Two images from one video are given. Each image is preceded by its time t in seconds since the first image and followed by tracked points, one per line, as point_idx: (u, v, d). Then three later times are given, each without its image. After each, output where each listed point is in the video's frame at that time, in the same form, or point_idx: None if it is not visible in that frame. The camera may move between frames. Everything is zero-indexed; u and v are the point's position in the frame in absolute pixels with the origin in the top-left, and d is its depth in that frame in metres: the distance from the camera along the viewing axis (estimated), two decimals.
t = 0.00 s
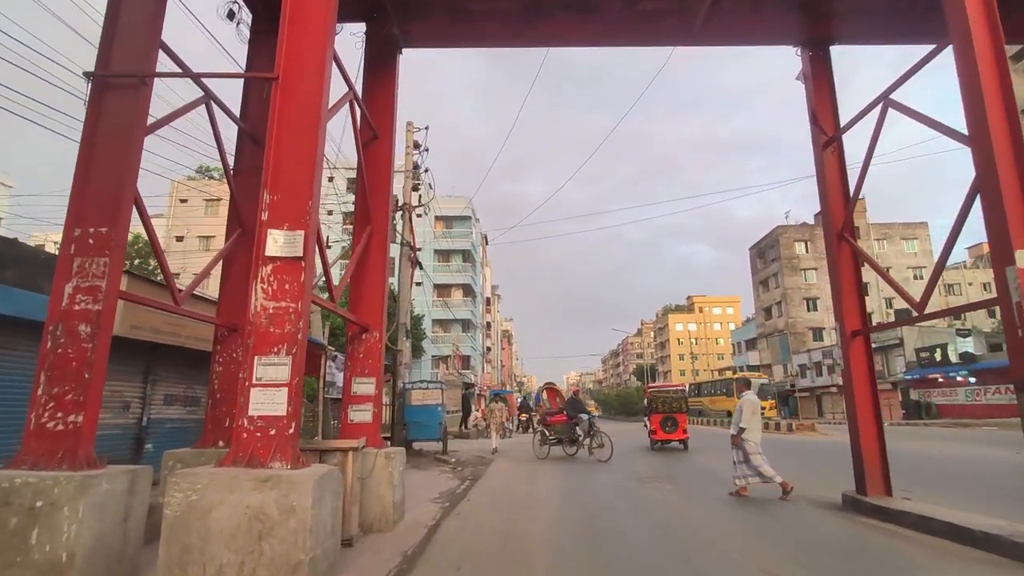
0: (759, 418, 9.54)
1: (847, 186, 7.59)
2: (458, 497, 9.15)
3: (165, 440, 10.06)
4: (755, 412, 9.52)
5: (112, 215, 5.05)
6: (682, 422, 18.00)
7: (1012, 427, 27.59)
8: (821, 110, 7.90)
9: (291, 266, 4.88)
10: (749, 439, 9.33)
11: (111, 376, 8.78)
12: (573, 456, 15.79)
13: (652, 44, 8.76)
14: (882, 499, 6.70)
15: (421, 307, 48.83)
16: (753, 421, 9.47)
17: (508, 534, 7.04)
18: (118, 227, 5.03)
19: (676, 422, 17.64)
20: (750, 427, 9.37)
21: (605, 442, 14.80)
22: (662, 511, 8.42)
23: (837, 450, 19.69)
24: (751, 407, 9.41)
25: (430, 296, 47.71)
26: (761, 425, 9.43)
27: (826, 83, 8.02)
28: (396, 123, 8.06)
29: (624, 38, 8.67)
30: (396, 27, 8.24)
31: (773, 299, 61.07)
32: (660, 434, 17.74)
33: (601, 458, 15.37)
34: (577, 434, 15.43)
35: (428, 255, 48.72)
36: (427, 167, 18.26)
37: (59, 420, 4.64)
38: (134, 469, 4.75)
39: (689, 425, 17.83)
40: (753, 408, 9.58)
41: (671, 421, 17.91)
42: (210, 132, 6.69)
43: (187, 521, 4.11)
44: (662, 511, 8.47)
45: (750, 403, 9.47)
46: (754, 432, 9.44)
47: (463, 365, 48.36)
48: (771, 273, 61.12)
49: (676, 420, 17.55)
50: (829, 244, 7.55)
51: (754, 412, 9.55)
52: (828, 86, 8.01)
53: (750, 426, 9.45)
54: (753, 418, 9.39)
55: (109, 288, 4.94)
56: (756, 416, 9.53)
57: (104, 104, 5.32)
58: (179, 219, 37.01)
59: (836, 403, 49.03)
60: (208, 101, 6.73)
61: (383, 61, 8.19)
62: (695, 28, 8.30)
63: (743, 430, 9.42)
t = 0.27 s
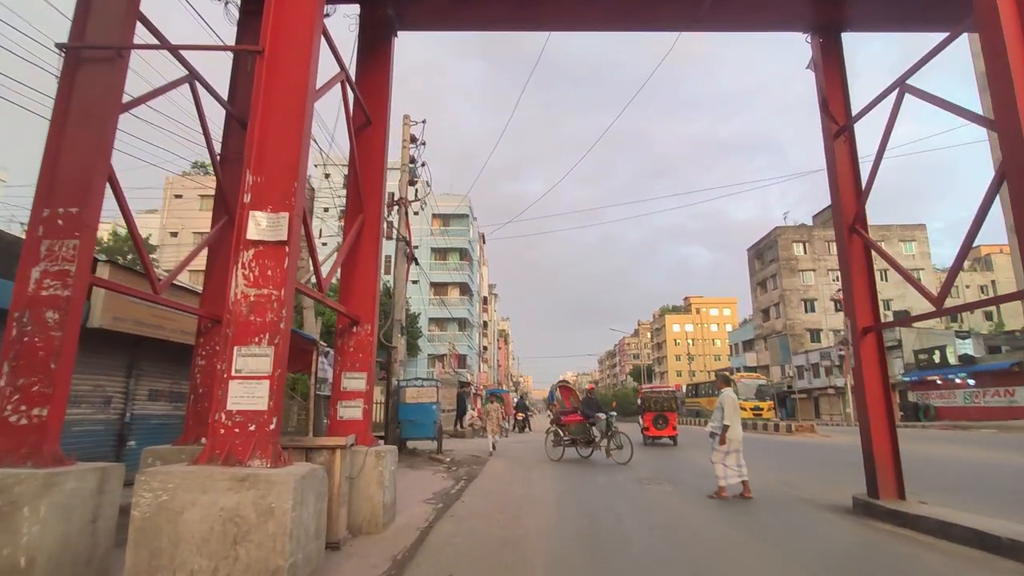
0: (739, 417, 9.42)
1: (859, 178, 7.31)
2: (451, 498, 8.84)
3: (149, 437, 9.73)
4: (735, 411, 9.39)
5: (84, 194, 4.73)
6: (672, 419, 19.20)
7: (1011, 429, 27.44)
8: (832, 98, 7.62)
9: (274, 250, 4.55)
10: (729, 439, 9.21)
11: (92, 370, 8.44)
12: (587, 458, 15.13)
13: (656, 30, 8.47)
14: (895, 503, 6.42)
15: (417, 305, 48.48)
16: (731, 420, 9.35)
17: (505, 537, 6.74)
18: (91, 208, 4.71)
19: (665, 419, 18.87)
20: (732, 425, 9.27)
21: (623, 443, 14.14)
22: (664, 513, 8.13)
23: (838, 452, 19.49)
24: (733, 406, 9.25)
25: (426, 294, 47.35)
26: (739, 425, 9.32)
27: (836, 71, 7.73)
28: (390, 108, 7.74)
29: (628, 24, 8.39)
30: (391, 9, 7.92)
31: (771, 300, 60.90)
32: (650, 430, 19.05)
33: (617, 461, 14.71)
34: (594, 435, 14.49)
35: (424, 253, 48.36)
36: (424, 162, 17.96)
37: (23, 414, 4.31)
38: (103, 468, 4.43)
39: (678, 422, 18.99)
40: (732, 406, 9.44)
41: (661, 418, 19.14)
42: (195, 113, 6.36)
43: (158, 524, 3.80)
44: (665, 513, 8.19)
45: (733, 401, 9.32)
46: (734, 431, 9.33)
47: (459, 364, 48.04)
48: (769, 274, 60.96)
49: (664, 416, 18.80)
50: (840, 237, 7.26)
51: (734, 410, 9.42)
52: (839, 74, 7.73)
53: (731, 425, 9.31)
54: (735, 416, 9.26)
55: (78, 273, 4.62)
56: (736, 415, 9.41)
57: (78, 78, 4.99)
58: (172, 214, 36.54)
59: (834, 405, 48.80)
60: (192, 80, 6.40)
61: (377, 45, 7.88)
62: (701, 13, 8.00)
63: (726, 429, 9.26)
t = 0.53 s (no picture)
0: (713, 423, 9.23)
1: (872, 172, 7.01)
2: (445, 503, 8.53)
3: (133, 437, 9.39)
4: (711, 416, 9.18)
5: (51, 180, 4.39)
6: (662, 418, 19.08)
7: (1011, 432, 27.27)
8: (845, 89, 7.32)
9: (254, 240, 4.21)
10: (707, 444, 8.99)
11: (72, 368, 8.09)
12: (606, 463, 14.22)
13: (661, 17, 8.15)
14: (910, 512, 6.13)
15: (414, 303, 48.12)
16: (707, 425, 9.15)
17: (500, 544, 6.43)
18: (58, 195, 4.38)
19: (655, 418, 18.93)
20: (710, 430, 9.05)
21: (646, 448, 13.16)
22: (667, 520, 7.83)
23: (838, 454, 19.27)
24: (710, 410, 9.05)
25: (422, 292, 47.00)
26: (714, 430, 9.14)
27: (849, 61, 7.43)
28: (384, 95, 7.40)
29: (632, 12, 8.08)
30: None
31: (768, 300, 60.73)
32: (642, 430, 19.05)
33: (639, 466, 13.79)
34: (613, 438, 13.52)
35: (421, 251, 48.02)
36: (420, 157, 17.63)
37: None
38: (68, 475, 4.09)
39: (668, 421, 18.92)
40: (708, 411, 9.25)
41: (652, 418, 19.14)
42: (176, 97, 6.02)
43: (121, 539, 3.47)
44: (667, 519, 7.88)
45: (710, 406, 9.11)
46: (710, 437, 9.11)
47: (455, 363, 47.68)
48: (767, 274, 60.79)
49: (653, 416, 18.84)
50: (852, 233, 6.97)
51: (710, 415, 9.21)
52: (851, 65, 7.43)
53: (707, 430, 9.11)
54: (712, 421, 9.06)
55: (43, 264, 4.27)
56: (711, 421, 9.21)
57: (47, 55, 4.64)
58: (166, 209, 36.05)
59: (832, 406, 48.29)
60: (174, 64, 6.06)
61: (371, 31, 7.55)
62: None
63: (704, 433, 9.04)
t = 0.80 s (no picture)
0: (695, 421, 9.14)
1: (888, 162, 6.73)
2: (442, 506, 8.24)
3: (121, 437, 9.10)
4: (690, 413, 9.16)
5: (17, 160, 4.09)
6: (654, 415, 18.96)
7: (1016, 434, 26.97)
8: (859, 76, 7.05)
9: (236, 224, 3.92)
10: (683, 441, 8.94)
11: (57, 365, 7.80)
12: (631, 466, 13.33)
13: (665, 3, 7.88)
14: (931, 517, 5.83)
15: (413, 303, 47.85)
16: (686, 424, 9.10)
17: (499, 550, 6.13)
18: (26, 176, 4.08)
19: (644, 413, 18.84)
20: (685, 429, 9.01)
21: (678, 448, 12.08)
22: (672, 523, 7.53)
23: (842, 457, 18.99)
24: (686, 407, 9.08)
25: (422, 293, 46.72)
26: (695, 428, 9.04)
27: (864, 47, 7.14)
28: (379, 81, 7.12)
29: None
30: None
31: (770, 301, 60.44)
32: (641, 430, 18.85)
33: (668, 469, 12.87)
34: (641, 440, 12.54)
35: (421, 251, 47.74)
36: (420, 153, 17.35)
37: None
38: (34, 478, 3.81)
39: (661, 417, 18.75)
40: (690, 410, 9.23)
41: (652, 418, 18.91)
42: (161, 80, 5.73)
43: (85, 547, 3.17)
44: (672, 523, 7.59)
45: (685, 403, 9.15)
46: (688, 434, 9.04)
47: (455, 364, 47.36)
48: (768, 275, 60.50)
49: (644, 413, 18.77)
50: (867, 226, 6.68)
51: (689, 413, 9.19)
52: (865, 50, 7.15)
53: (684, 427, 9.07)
54: (688, 418, 9.06)
55: (8, 250, 3.97)
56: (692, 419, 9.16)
57: (17, 29, 4.36)
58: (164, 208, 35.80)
59: (834, 407, 47.72)
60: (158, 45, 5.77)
61: (366, 15, 7.27)
62: None
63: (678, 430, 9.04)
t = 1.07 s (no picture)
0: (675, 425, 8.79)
1: (906, 152, 6.42)
2: (438, 512, 7.91)
3: (107, 439, 8.79)
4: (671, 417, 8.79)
5: None
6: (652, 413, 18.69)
7: None
8: (875, 62, 6.73)
9: (211, 210, 3.61)
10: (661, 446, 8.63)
11: (37, 365, 7.49)
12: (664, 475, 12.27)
13: None
14: (955, 526, 5.51)
15: (413, 304, 47.53)
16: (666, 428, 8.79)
17: (498, 559, 5.81)
18: None
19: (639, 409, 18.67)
20: (663, 435, 8.67)
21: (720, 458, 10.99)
22: (678, 529, 7.22)
23: (848, 459, 18.66)
24: (666, 412, 8.75)
25: (421, 293, 46.39)
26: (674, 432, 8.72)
27: (880, 31, 6.82)
28: (373, 68, 6.81)
29: None
30: None
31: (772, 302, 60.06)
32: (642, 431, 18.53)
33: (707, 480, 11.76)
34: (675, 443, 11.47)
35: (421, 251, 47.41)
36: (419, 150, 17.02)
37: None
38: None
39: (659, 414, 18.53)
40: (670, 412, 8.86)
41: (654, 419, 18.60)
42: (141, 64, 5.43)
43: (36, 565, 2.86)
44: (677, 529, 7.28)
45: (666, 407, 8.78)
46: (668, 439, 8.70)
47: (455, 365, 47.00)
48: (771, 276, 60.13)
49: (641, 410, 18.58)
50: (884, 220, 6.38)
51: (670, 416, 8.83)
52: (882, 35, 6.83)
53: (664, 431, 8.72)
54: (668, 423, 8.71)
55: None
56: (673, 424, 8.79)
57: None
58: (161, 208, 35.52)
59: (837, 409, 47.18)
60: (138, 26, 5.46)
61: None
62: None
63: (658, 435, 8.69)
